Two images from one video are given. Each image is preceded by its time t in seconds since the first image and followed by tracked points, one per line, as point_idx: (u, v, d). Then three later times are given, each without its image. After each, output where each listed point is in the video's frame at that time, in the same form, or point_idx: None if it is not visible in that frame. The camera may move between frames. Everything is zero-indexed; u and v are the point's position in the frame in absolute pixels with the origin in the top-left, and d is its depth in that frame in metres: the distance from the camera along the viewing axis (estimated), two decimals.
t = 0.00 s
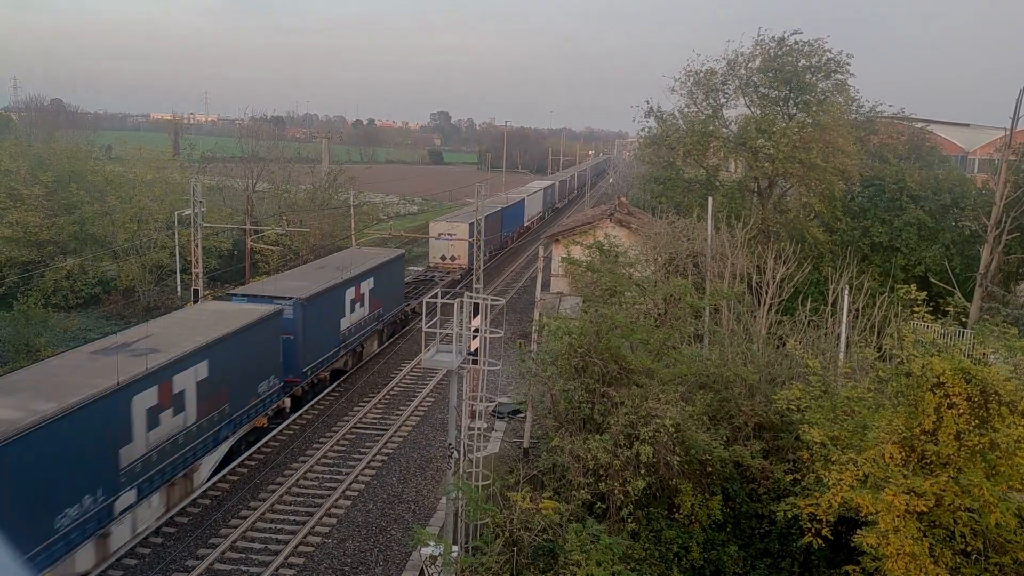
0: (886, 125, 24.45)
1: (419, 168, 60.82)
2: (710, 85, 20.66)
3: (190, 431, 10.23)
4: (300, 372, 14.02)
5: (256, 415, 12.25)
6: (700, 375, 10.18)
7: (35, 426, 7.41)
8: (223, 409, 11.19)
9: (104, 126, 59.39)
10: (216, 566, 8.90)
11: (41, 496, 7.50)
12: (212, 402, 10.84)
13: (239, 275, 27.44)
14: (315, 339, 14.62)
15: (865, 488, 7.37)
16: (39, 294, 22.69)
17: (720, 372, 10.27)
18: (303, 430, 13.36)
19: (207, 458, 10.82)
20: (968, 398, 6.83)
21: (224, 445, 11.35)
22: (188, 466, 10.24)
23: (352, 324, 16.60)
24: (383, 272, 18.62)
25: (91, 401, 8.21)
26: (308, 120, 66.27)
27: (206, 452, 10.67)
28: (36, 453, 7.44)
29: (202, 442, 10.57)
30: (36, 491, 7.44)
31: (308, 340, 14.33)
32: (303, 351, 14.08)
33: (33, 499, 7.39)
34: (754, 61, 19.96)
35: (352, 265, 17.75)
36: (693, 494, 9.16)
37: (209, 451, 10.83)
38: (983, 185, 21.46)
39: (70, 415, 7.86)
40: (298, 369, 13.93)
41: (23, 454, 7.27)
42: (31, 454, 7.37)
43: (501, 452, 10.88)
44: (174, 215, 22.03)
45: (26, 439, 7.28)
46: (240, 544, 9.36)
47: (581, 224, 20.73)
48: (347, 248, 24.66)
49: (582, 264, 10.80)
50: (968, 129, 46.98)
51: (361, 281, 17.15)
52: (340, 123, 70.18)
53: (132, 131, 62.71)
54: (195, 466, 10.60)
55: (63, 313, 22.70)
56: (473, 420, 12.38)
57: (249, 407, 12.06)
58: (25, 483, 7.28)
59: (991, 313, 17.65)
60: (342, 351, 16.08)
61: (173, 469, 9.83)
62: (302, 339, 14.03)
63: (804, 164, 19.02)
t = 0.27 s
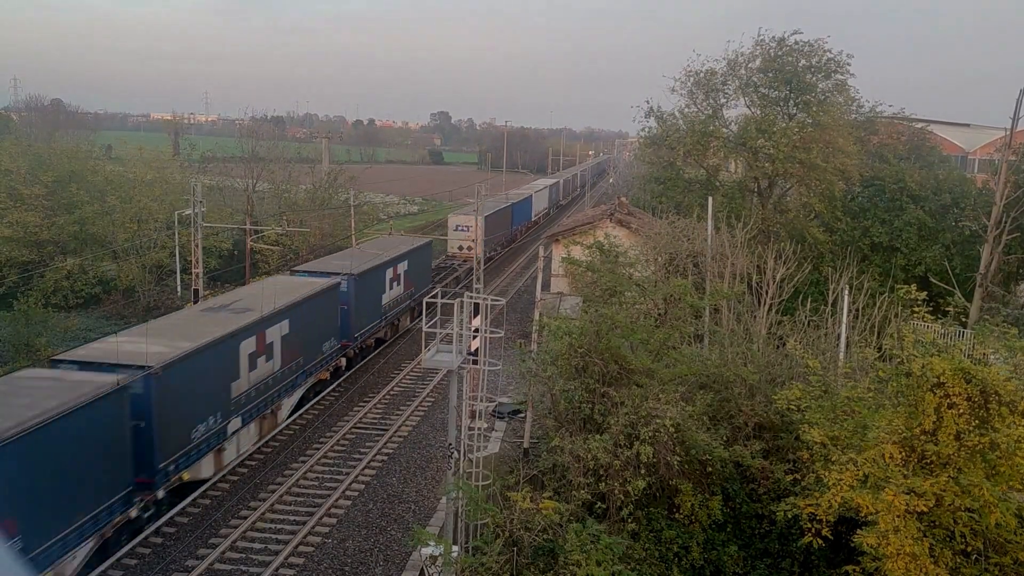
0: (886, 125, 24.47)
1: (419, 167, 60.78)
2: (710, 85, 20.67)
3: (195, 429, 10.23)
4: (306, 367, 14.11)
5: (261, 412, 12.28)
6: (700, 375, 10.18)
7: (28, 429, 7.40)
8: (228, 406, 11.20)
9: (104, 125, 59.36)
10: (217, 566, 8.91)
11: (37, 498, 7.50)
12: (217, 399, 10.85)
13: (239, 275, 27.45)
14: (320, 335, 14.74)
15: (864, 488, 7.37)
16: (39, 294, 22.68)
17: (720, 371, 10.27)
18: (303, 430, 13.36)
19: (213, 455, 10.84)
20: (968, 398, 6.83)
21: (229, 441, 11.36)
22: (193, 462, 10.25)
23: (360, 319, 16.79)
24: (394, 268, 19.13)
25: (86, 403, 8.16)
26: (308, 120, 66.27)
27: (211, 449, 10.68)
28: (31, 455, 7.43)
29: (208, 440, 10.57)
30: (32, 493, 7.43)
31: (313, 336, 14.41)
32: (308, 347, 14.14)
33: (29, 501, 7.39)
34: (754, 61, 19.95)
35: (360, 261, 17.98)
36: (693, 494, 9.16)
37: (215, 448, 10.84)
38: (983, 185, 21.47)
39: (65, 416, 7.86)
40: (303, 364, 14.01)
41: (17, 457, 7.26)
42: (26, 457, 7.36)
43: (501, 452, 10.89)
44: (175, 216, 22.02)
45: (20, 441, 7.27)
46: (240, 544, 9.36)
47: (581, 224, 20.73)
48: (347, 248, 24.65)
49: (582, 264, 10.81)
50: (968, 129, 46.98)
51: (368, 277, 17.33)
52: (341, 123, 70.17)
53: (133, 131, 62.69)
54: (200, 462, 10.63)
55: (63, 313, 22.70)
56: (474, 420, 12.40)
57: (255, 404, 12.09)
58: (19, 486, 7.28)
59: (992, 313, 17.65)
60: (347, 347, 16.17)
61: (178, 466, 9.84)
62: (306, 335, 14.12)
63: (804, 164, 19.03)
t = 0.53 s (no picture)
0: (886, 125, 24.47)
1: (419, 168, 60.77)
2: (710, 85, 20.67)
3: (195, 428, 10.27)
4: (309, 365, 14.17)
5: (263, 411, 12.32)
6: (700, 376, 10.18)
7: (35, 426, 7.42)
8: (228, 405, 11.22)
9: (105, 125, 59.36)
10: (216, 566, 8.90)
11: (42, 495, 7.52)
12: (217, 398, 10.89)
13: (240, 275, 27.46)
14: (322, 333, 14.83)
15: (864, 488, 7.36)
16: (39, 294, 22.69)
17: (720, 371, 10.27)
18: (303, 430, 13.37)
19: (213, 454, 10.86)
20: (968, 398, 6.83)
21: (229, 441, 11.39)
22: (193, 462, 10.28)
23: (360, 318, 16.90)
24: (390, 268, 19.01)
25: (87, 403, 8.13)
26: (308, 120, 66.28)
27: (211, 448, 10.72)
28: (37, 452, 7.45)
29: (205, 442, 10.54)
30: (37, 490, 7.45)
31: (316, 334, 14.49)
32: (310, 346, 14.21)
33: (32, 500, 7.38)
34: (755, 61, 19.94)
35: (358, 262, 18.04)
36: (693, 494, 9.16)
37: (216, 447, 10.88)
38: (983, 185, 21.46)
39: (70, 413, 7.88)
40: (307, 361, 14.08)
41: (23, 453, 7.27)
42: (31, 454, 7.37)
43: (501, 452, 10.89)
44: (175, 216, 22.02)
45: (23, 440, 7.26)
46: (240, 544, 9.36)
47: (581, 224, 20.73)
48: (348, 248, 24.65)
49: (582, 265, 10.82)
50: (968, 129, 46.96)
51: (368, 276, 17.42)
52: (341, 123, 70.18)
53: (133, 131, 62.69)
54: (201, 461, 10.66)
55: (63, 313, 22.71)
56: (473, 420, 12.40)
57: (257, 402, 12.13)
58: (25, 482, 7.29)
59: (992, 313, 17.65)
60: (348, 346, 16.25)
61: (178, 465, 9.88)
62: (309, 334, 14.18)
63: (804, 164, 19.04)
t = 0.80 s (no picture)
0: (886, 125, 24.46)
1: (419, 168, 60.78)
2: (710, 85, 20.66)
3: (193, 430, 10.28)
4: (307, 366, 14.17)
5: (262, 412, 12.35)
6: (700, 376, 10.19)
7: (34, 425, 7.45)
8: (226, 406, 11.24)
9: (105, 126, 59.37)
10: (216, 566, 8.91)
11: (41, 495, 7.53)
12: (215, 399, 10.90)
13: (239, 275, 27.47)
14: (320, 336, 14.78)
15: (864, 488, 7.36)
16: (39, 294, 22.70)
17: (720, 371, 10.28)
18: (303, 430, 13.37)
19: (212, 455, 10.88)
20: (968, 399, 6.82)
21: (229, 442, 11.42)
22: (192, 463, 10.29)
23: (359, 317, 16.87)
24: (388, 271, 18.99)
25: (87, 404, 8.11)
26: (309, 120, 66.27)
27: (212, 448, 10.76)
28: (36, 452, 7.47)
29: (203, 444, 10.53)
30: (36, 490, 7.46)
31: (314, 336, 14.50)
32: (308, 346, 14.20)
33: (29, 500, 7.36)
34: (755, 62, 19.94)
35: (357, 262, 18.05)
36: (693, 494, 9.17)
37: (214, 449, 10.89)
38: (984, 185, 21.45)
39: (72, 414, 7.90)
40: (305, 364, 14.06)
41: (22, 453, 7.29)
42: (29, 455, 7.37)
43: (501, 452, 10.90)
44: (174, 216, 22.01)
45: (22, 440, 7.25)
46: (240, 544, 9.37)
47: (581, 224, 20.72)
48: (348, 248, 24.64)
49: (582, 265, 10.82)
50: (968, 129, 46.94)
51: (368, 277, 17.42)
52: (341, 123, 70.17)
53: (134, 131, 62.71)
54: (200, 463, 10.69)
55: (63, 313, 22.73)
56: (474, 420, 12.40)
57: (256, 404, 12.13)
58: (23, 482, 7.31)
59: (992, 313, 17.65)
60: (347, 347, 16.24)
61: (178, 466, 9.90)
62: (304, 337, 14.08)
63: (804, 164, 19.03)
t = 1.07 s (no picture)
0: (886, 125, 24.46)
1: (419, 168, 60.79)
2: (710, 86, 20.67)
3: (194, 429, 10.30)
4: (308, 367, 14.16)
5: (263, 411, 12.37)
6: (700, 376, 10.19)
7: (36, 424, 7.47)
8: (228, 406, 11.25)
9: (105, 126, 59.41)
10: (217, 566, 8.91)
11: (43, 493, 7.54)
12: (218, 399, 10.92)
13: (239, 275, 27.48)
14: (320, 336, 14.78)
15: (864, 488, 7.36)
16: (39, 294, 22.71)
17: (721, 371, 10.28)
18: (303, 430, 13.37)
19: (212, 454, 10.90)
20: (968, 399, 6.82)
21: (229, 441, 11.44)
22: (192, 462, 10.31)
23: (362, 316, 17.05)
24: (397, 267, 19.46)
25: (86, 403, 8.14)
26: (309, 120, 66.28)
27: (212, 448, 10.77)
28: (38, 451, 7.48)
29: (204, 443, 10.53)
30: (38, 489, 7.47)
31: (315, 337, 14.49)
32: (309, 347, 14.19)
33: (30, 499, 7.36)
34: (755, 61, 19.94)
35: (359, 262, 18.02)
36: (693, 494, 9.17)
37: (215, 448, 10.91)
38: (984, 186, 21.46)
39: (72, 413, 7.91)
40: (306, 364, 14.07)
41: (24, 451, 7.30)
42: (30, 454, 7.37)
43: (501, 452, 10.91)
44: (175, 216, 22.02)
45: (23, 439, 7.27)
46: (240, 544, 9.37)
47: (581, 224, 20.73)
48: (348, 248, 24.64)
49: (582, 265, 10.83)
50: (968, 129, 46.94)
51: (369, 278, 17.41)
52: (341, 123, 70.16)
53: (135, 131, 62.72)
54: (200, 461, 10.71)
55: (63, 313, 22.75)
56: (474, 420, 12.42)
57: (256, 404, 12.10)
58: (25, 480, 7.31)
59: (992, 313, 17.65)
60: (347, 348, 16.21)
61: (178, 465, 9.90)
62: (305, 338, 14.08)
63: (804, 164, 19.03)
